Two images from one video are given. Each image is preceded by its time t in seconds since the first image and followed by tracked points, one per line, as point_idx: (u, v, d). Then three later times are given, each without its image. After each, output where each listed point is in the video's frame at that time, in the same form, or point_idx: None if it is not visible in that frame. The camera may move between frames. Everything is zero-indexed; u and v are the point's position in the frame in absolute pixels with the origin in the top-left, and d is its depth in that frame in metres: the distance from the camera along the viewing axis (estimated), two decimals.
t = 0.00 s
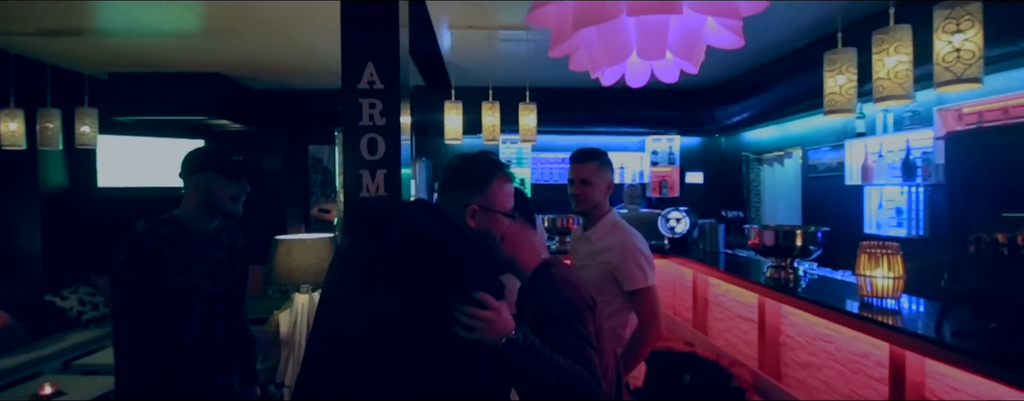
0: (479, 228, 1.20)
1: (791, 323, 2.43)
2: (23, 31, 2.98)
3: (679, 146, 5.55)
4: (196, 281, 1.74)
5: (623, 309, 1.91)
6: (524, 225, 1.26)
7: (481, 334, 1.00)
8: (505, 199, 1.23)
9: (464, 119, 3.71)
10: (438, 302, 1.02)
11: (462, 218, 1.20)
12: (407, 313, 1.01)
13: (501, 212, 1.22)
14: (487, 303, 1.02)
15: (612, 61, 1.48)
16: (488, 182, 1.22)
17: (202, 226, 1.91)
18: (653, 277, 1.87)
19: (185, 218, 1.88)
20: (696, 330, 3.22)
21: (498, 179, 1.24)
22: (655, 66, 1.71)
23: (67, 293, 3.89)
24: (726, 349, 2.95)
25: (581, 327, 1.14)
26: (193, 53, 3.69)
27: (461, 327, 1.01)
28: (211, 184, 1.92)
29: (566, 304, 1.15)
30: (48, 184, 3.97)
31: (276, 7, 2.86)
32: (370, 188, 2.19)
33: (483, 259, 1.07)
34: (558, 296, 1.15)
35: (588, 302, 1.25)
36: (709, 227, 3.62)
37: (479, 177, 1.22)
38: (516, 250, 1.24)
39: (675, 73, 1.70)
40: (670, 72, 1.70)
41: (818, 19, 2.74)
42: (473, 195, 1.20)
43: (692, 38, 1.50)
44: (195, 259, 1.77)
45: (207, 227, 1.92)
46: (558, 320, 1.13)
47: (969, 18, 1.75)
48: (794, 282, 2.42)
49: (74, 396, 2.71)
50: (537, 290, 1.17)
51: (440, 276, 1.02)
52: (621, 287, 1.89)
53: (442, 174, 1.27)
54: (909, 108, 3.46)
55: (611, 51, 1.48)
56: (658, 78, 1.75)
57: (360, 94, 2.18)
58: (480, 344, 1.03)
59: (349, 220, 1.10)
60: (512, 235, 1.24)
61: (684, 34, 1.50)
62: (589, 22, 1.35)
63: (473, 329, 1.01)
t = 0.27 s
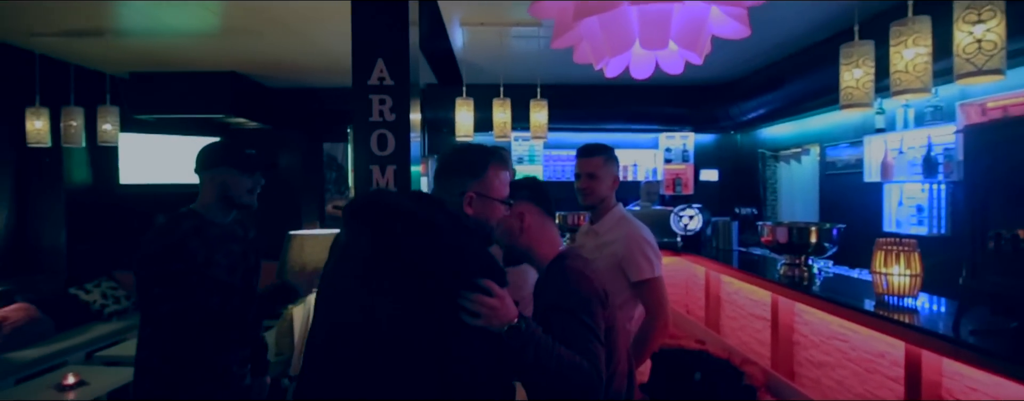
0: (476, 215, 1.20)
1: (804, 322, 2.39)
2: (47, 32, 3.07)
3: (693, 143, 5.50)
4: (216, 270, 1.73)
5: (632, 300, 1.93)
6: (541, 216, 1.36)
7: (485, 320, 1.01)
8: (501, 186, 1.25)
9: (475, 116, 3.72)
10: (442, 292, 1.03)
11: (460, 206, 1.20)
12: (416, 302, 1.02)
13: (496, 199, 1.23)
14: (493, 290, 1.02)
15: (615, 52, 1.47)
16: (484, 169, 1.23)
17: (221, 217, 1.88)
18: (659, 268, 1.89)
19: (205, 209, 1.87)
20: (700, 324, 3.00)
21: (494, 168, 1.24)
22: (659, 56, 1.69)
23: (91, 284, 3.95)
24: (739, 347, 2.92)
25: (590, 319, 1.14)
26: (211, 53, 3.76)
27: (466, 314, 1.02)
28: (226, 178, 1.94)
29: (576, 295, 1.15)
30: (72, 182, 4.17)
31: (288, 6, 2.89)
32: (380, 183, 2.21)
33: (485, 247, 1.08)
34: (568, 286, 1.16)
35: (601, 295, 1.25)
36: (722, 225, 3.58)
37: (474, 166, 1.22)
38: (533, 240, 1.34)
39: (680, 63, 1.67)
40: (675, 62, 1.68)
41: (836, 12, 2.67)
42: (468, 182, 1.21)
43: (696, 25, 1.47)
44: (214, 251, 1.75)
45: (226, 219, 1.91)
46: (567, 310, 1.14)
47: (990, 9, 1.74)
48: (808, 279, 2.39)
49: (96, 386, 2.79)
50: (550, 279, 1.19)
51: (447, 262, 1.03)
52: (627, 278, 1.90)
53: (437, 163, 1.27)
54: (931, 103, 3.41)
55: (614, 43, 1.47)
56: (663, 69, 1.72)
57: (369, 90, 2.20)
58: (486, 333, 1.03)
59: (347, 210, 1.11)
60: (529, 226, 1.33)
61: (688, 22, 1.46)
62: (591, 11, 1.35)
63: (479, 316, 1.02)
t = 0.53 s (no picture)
0: (472, 203, 1.29)
1: (819, 319, 2.38)
2: (68, 31, 3.13)
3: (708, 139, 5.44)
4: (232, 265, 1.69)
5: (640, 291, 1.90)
6: (565, 208, 1.38)
7: (488, 307, 1.04)
8: (495, 175, 1.34)
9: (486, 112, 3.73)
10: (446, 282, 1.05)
11: (455, 194, 1.30)
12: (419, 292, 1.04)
13: (491, 187, 1.32)
14: (494, 278, 1.05)
15: (619, 43, 1.46)
16: (479, 159, 1.32)
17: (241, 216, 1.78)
18: (664, 259, 1.88)
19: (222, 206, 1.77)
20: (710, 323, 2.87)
21: (488, 157, 1.34)
22: (666, 47, 1.67)
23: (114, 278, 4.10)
24: (752, 345, 2.90)
25: (601, 311, 1.21)
26: (228, 51, 3.82)
27: (466, 299, 1.05)
28: (244, 171, 1.79)
29: (591, 286, 1.22)
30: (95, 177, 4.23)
31: (300, 3, 2.91)
32: (390, 177, 2.23)
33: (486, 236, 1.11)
34: (585, 277, 1.24)
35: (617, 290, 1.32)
36: (735, 221, 3.60)
37: (467, 155, 1.31)
38: (556, 231, 1.36)
39: (687, 54, 1.65)
40: (682, 53, 1.66)
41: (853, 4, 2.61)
42: (462, 172, 1.30)
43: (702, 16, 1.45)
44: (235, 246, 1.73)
45: (246, 214, 1.82)
46: (581, 299, 1.21)
47: None
48: (823, 276, 2.35)
49: (117, 376, 2.86)
50: (570, 269, 1.27)
51: (449, 252, 1.06)
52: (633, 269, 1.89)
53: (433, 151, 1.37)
54: (952, 97, 3.38)
55: (619, 34, 1.45)
56: (670, 60, 1.70)
57: (380, 85, 2.21)
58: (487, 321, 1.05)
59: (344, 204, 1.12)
60: (552, 217, 1.36)
61: (694, 12, 1.44)
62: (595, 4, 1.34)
63: (480, 303, 1.05)
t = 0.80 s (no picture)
0: (461, 192, 1.35)
1: (831, 316, 2.35)
2: (87, 29, 3.17)
3: (720, 134, 5.43)
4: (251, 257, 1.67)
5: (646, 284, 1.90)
6: (586, 199, 1.40)
7: (482, 299, 1.09)
8: (483, 164, 1.38)
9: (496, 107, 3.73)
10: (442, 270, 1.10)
11: (444, 184, 1.34)
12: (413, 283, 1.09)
13: (480, 176, 1.36)
14: (489, 271, 1.10)
15: (624, 35, 1.45)
16: (466, 149, 1.36)
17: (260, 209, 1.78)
18: (669, 253, 1.87)
19: (240, 200, 1.77)
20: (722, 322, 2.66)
21: (476, 146, 1.37)
22: (672, 39, 1.65)
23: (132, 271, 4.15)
24: (763, 342, 2.88)
25: (611, 304, 1.23)
26: (241, 49, 3.86)
27: (462, 291, 1.10)
28: (263, 167, 1.80)
29: (605, 278, 1.24)
30: (113, 173, 4.35)
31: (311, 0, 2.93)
32: (399, 172, 2.25)
33: (479, 228, 1.16)
34: (599, 269, 1.26)
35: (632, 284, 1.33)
36: (748, 216, 3.62)
37: (457, 145, 1.35)
38: (575, 223, 1.39)
39: (694, 45, 1.63)
40: (688, 44, 1.64)
41: None
42: (451, 162, 1.34)
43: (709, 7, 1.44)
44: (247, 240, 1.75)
45: (263, 208, 1.83)
46: (593, 291, 1.23)
47: None
48: (836, 273, 2.32)
49: (135, 367, 2.93)
50: (587, 260, 1.29)
51: (443, 245, 1.11)
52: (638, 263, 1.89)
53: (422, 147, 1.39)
54: (973, 91, 3.31)
55: (622, 27, 1.44)
56: (676, 52, 1.69)
57: (389, 81, 2.23)
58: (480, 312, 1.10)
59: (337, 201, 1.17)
60: (573, 208, 1.39)
61: (700, 3, 1.42)
62: None
63: (476, 294, 1.10)
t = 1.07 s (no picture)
0: (448, 185, 1.34)
1: (842, 313, 2.33)
2: (102, 25, 2.99)
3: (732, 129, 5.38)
4: (272, 253, 1.68)
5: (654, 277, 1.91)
6: (606, 193, 1.43)
7: (475, 293, 1.19)
8: (470, 156, 1.38)
9: (505, 102, 3.73)
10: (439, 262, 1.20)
11: (431, 178, 1.33)
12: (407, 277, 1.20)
13: (467, 169, 1.36)
14: (479, 266, 1.20)
15: (629, 27, 1.45)
16: (451, 141, 1.36)
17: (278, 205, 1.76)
18: (677, 247, 1.88)
19: (257, 196, 1.73)
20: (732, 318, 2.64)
21: (464, 140, 1.38)
22: (679, 32, 1.64)
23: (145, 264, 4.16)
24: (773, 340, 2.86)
25: (620, 296, 1.29)
26: (254, 47, 3.89)
27: (454, 285, 1.20)
28: (283, 163, 1.77)
29: (618, 271, 1.31)
30: (128, 168, 4.63)
31: None
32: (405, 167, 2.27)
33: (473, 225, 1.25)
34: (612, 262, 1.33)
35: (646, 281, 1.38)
36: (759, 212, 3.58)
37: (444, 139, 1.35)
38: (594, 217, 1.42)
39: (701, 38, 1.61)
40: (695, 37, 1.62)
41: None
42: (438, 154, 1.33)
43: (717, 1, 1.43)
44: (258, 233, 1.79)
45: (281, 204, 1.78)
46: (605, 282, 1.30)
47: None
48: (847, 270, 2.30)
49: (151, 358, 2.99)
50: (603, 254, 1.36)
51: (435, 242, 1.20)
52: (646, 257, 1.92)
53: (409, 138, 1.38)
54: (992, 85, 3.37)
55: (628, 19, 1.43)
56: (683, 46, 1.67)
57: (397, 76, 2.26)
58: (475, 304, 1.21)
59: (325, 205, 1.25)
60: (593, 201, 1.42)
61: None
62: None
63: (468, 288, 1.20)
